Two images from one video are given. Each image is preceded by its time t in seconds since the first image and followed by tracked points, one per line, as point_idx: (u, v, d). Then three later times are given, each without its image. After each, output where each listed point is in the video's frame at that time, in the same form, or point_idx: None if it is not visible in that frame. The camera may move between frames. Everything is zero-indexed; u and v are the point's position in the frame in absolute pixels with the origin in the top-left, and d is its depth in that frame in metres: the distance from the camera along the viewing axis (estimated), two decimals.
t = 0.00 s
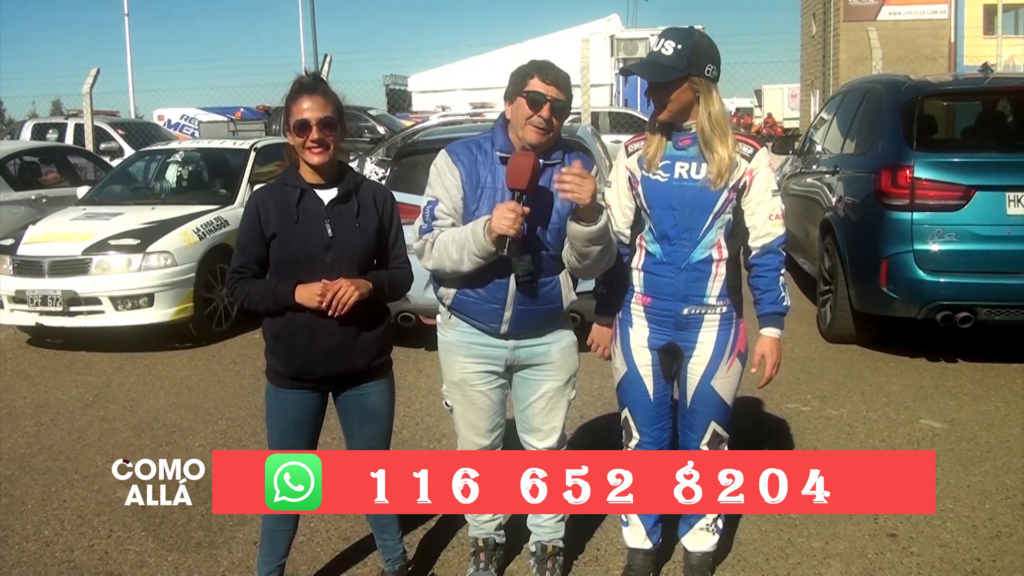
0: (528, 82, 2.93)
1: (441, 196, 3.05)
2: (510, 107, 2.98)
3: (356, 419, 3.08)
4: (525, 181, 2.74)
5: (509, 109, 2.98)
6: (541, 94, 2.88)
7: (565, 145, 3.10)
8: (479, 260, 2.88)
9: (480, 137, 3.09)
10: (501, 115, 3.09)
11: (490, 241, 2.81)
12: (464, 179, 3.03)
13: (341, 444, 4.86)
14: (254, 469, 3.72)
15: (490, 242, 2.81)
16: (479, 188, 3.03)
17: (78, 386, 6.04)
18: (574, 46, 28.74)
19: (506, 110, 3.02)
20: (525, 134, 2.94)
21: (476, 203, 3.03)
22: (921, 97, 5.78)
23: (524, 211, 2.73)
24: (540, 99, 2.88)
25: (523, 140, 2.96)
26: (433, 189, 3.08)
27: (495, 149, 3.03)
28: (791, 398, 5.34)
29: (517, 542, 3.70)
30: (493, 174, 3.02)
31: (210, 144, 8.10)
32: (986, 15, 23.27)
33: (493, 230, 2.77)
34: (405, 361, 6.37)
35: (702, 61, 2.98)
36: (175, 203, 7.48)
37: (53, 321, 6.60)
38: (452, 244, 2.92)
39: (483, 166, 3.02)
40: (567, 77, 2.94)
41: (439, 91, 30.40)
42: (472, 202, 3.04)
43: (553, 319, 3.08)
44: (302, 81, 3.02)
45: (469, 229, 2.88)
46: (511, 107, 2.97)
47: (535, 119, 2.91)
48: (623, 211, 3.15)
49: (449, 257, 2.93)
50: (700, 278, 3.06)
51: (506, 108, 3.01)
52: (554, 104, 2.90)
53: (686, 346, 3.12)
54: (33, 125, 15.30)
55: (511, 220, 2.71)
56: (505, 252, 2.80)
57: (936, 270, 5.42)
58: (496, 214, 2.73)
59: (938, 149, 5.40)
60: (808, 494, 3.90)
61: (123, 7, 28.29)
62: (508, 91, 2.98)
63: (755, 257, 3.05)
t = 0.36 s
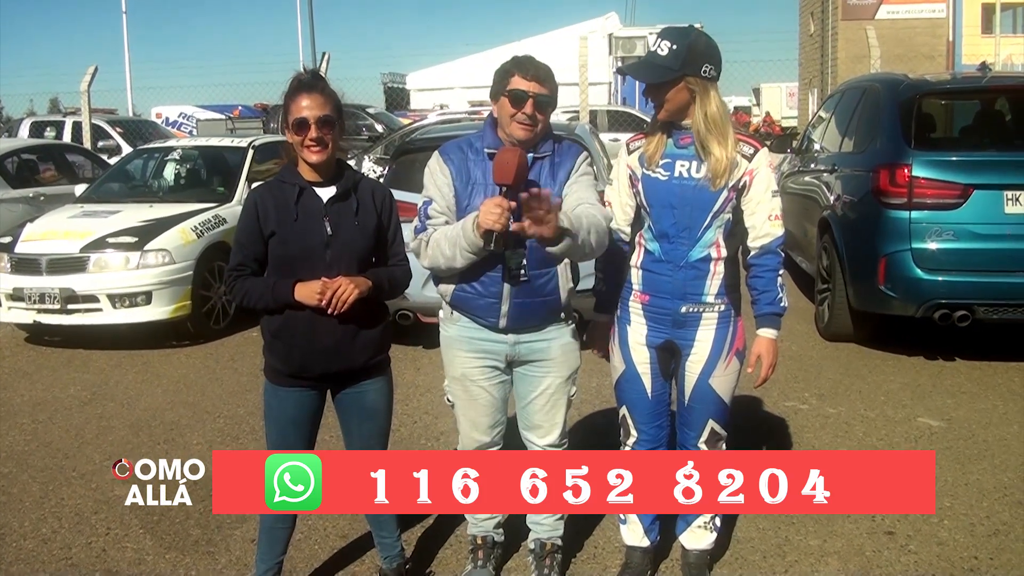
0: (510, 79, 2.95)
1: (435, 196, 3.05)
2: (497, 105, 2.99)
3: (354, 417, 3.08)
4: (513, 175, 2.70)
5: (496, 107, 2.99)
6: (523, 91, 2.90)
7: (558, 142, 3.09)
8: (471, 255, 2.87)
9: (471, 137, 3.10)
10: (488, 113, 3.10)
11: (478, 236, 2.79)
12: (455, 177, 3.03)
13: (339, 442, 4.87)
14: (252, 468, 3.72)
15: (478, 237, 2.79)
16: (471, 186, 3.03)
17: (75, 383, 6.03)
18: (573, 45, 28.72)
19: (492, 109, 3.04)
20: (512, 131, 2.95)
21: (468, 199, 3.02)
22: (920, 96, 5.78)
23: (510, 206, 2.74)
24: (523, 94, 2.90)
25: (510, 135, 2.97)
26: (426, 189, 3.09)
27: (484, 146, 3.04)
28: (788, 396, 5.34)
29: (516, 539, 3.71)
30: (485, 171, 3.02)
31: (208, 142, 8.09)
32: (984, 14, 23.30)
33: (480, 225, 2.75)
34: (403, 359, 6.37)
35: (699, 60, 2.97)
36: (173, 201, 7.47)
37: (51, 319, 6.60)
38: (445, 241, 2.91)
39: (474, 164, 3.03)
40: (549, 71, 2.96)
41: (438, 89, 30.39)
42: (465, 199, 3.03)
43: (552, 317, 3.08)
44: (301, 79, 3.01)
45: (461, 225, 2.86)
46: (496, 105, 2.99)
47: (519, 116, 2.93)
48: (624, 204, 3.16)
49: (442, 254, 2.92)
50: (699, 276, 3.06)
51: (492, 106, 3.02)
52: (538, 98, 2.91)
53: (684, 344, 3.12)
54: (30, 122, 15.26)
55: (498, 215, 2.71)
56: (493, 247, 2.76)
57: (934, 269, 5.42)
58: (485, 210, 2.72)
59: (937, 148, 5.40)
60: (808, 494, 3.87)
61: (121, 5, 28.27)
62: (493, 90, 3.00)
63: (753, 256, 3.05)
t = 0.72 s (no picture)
0: (497, 74, 2.97)
1: (433, 195, 3.05)
2: (488, 101, 3.01)
3: (356, 413, 3.08)
4: (507, 169, 2.74)
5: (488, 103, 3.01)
6: (510, 84, 2.92)
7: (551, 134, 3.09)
8: (471, 251, 2.87)
9: (466, 135, 3.10)
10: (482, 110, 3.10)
11: (476, 232, 2.80)
12: (453, 174, 3.03)
13: (341, 438, 4.87)
14: (253, 463, 3.72)
15: (476, 232, 2.81)
16: (468, 181, 3.01)
17: (78, 378, 6.04)
18: (575, 40, 28.67)
19: (484, 104, 3.05)
20: (504, 124, 2.96)
21: (466, 195, 3.01)
22: (923, 92, 5.79)
23: (507, 199, 2.74)
24: (510, 88, 2.91)
25: (503, 129, 2.98)
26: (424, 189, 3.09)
27: (479, 142, 3.05)
28: (790, 392, 5.34)
29: (518, 533, 3.73)
30: (480, 166, 3.01)
31: (211, 137, 8.09)
32: (988, 9, 23.24)
33: (478, 220, 2.76)
34: (404, 354, 6.38)
35: (704, 55, 2.97)
36: (174, 196, 7.47)
37: (53, 314, 6.60)
38: (444, 238, 2.92)
39: (470, 161, 3.02)
40: (535, 64, 2.98)
41: (440, 84, 30.37)
42: (463, 194, 3.02)
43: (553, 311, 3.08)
44: (303, 75, 3.01)
45: (459, 221, 2.87)
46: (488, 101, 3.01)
47: (508, 108, 2.94)
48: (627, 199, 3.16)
49: (441, 251, 2.93)
50: (701, 273, 3.06)
51: (484, 102, 3.04)
52: (526, 91, 2.92)
53: (686, 340, 3.12)
54: (32, 117, 15.27)
55: (495, 209, 2.72)
56: (491, 242, 2.79)
57: (936, 265, 5.42)
58: (481, 205, 2.73)
59: (940, 144, 5.39)
60: (808, 494, 3.86)
61: None
62: (483, 87, 3.02)
63: (757, 253, 3.05)
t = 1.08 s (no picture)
0: (479, 77, 2.99)
1: (430, 200, 3.04)
2: (473, 104, 3.04)
3: (357, 415, 3.09)
4: (510, 165, 2.83)
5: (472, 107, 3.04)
6: (495, 86, 2.94)
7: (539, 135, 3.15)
8: (478, 249, 2.88)
9: (450, 138, 3.11)
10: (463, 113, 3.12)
11: (484, 228, 2.83)
12: (448, 177, 3.03)
13: (343, 439, 4.88)
14: (255, 464, 3.73)
15: (486, 228, 2.83)
16: (465, 184, 3.03)
17: (80, 380, 6.05)
18: (576, 40, 28.66)
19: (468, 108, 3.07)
20: (492, 126, 2.99)
21: (464, 198, 3.03)
22: (924, 91, 5.80)
23: (514, 191, 2.80)
24: (495, 90, 2.94)
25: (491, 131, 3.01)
26: (417, 196, 3.07)
27: (468, 144, 3.05)
28: (792, 392, 5.34)
29: (520, 532, 3.74)
30: (474, 168, 3.03)
31: (212, 139, 8.10)
32: (989, 8, 23.25)
33: (486, 213, 2.80)
34: (406, 355, 6.38)
35: (714, 51, 2.99)
36: (177, 197, 7.48)
37: (56, 316, 6.61)
38: (449, 239, 2.92)
39: (463, 163, 3.04)
40: (515, 64, 2.99)
41: (441, 84, 30.37)
42: (461, 197, 3.04)
43: (553, 308, 3.14)
44: (304, 76, 3.01)
45: (464, 221, 2.88)
46: (472, 106, 3.04)
47: (496, 110, 2.96)
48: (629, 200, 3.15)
49: (447, 252, 2.92)
50: (704, 273, 3.06)
51: (469, 105, 3.06)
52: (510, 91, 2.95)
53: (689, 341, 3.13)
54: (34, 119, 15.28)
55: (504, 201, 2.77)
56: (503, 234, 2.81)
57: (937, 264, 5.41)
58: (490, 198, 2.78)
59: (941, 143, 5.39)
60: (808, 494, 3.84)
61: (124, 2, 28.31)
62: (465, 91, 3.04)
63: (760, 253, 3.05)
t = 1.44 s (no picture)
0: (473, 81, 2.99)
1: (434, 211, 3.01)
2: (460, 111, 3.05)
3: (361, 420, 3.10)
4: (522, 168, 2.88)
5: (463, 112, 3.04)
6: (500, 90, 2.97)
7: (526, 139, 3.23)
8: (492, 256, 2.87)
9: (440, 148, 3.12)
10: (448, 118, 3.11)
11: (498, 233, 2.82)
12: (452, 186, 3.02)
13: (345, 443, 4.88)
14: (257, 469, 3.73)
15: (501, 235, 2.82)
16: (468, 190, 3.03)
17: (84, 385, 6.06)
18: (578, 44, 28.68)
19: (457, 115, 3.07)
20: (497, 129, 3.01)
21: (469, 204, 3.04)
22: (926, 95, 5.79)
23: (525, 195, 2.79)
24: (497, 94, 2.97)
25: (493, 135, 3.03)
26: (418, 208, 3.02)
27: (462, 151, 3.07)
28: (795, 396, 5.34)
29: (521, 535, 3.75)
30: (474, 174, 3.04)
31: (215, 143, 8.11)
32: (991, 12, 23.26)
33: (502, 220, 2.78)
34: (409, 360, 6.38)
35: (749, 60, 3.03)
36: (180, 202, 7.49)
37: (59, 320, 6.62)
38: (462, 247, 2.89)
39: (463, 168, 3.04)
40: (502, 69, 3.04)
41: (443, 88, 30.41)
42: (465, 204, 3.04)
43: (555, 309, 3.19)
44: (307, 82, 3.02)
45: (476, 228, 2.87)
46: (461, 113, 3.04)
47: (502, 113, 2.99)
48: (637, 207, 3.11)
49: (462, 262, 2.90)
50: (725, 275, 3.07)
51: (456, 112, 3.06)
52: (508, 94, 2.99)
53: (707, 342, 3.13)
54: (37, 124, 15.31)
55: (520, 205, 2.76)
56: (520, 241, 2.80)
57: (941, 269, 5.41)
58: (503, 203, 2.76)
59: (944, 147, 5.39)
60: (808, 495, 3.82)
61: (128, 7, 28.38)
62: (451, 99, 3.03)
63: (770, 248, 3.09)
